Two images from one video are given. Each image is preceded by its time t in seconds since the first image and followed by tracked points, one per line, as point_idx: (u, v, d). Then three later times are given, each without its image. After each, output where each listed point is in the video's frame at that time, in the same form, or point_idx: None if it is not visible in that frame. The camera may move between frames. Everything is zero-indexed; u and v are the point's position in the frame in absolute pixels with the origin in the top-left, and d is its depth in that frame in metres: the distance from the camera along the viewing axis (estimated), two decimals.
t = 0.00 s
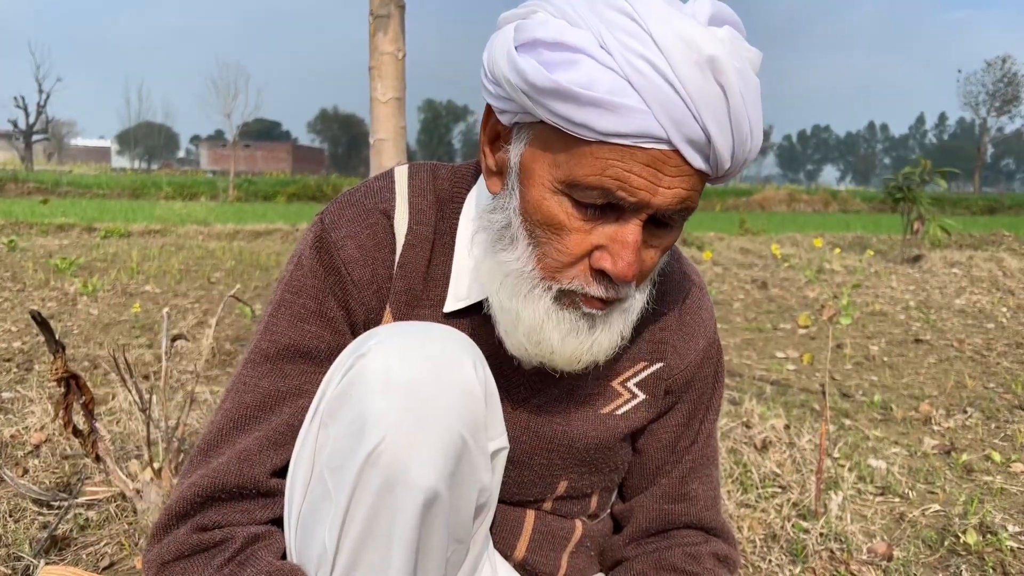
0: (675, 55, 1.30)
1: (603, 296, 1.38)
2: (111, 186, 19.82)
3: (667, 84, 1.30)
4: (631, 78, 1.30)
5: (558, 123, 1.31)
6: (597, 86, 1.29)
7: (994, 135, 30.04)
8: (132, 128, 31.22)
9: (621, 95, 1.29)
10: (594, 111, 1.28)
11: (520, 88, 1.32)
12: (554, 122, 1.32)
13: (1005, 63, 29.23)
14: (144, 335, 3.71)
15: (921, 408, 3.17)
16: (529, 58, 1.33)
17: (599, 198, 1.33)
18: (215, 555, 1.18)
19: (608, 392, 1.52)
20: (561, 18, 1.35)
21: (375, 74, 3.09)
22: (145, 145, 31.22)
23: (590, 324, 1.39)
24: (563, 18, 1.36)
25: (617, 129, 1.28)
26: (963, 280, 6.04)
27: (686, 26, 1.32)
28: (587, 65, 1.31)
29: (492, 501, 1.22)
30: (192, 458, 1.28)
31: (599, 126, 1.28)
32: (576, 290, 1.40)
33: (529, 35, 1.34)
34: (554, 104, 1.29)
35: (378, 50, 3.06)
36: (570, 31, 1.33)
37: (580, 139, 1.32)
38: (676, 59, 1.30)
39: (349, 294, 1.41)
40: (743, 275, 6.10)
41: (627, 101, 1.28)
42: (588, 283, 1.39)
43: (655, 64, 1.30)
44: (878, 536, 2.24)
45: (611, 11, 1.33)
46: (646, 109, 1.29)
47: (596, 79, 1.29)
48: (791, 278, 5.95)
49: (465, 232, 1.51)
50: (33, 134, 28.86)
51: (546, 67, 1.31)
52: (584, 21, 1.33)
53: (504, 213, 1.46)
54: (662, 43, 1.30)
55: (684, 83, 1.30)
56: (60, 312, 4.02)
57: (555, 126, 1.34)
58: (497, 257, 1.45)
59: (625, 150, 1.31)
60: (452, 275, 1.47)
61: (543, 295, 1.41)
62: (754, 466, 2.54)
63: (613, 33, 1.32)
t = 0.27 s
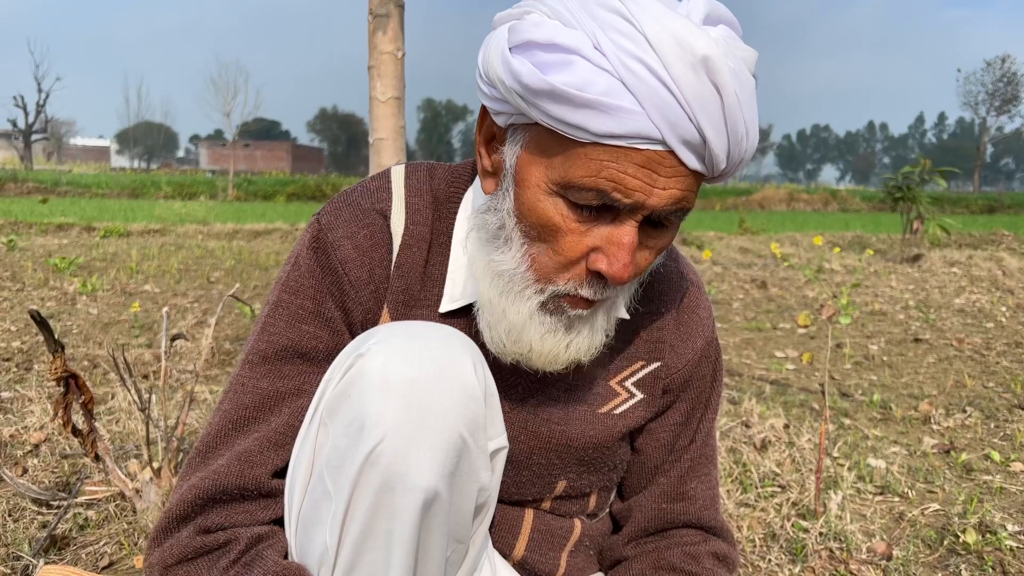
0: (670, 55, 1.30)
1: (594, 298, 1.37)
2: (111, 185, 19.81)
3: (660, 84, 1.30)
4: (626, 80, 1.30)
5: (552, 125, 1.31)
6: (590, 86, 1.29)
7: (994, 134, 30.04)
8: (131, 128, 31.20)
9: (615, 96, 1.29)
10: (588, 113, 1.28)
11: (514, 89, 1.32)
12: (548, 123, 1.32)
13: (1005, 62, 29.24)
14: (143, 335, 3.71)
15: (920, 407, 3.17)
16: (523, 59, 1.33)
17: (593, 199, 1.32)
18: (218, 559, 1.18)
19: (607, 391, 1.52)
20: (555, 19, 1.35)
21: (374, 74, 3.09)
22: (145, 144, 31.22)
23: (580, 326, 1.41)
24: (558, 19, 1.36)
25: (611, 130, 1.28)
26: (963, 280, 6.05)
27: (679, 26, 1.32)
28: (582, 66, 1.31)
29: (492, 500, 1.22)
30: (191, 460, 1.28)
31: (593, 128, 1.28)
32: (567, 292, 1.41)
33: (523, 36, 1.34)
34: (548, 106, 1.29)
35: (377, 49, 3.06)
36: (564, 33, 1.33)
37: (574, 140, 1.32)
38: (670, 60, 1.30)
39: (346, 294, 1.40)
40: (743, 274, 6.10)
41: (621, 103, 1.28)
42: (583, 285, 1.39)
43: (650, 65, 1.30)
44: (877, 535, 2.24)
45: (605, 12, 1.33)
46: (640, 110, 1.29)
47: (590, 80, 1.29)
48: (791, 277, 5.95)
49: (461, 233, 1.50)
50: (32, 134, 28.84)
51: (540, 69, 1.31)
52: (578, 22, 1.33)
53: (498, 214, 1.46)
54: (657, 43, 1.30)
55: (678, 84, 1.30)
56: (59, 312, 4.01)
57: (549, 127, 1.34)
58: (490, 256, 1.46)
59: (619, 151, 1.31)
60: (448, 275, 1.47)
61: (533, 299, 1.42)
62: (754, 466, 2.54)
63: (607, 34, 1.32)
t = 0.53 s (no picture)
0: (665, 55, 1.30)
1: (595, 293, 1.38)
2: (110, 184, 19.79)
3: (655, 84, 1.30)
4: (621, 80, 1.30)
5: (547, 125, 1.31)
6: (585, 87, 1.29)
7: (993, 134, 30.05)
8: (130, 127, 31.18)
9: (610, 97, 1.29)
10: (584, 114, 1.28)
11: (510, 90, 1.32)
12: (543, 124, 1.32)
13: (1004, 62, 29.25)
14: (142, 334, 3.70)
15: (919, 406, 3.17)
16: (518, 60, 1.33)
17: (589, 200, 1.33)
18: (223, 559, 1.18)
19: (605, 390, 1.52)
20: (550, 19, 1.35)
21: (373, 73, 3.09)
22: (144, 143, 31.21)
23: (586, 321, 1.40)
24: (552, 18, 1.35)
25: (607, 131, 1.28)
26: (962, 279, 6.05)
27: (674, 25, 1.31)
28: (577, 67, 1.31)
29: (492, 499, 1.22)
30: (190, 461, 1.28)
31: (589, 129, 1.28)
32: (568, 289, 1.41)
33: (518, 37, 1.34)
34: (543, 107, 1.29)
35: (376, 49, 3.06)
36: (559, 33, 1.32)
37: (569, 140, 1.32)
38: (665, 59, 1.30)
39: (344, 293, 1.40)
40: (742, 274, 6.10)
41: (616, 103, 1.28)
42: (582, 280, 1.40)
43: (645, 65, 1.30)
44: (876, 534, 2.24)
45: (600, 12, 1.33)
46: (635, 110, 1.29)
47: (585, 81, 1.29)
48: (790, 277, 5.95)
49: (459, 233, 1.51)
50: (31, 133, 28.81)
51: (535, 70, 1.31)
52: (573, 22, 1.33)
53: (497, 214, 1.47)
54: (652, 43, 1.30)
55: (673, 84, 1.30)
56: (58, 311, 4.01)
57: (544, 128, 1.34)
58: (488, 256, 1.45)
59: (615, 152, 1.31)
60: (444, 274, 1.47)
61: (540, 295, 1.42)
62: (752, 465, 2.54)
63: (602, 34, 1.31)
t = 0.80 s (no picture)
0: (665, 52, 1.30)
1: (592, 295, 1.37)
2: (108, 183, 19.76)
3: (656, 81, 1.30)
4: (621, 78, 1.30)
5: (548, 124, 1.31)
6: (585, 85, 1.29)
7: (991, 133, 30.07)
8: (129, 126, 31.14)
9: (611, 95, 1.29)
10: (585, 112, 1.28)
11: (510, 88, 1.32)
12: (543, 122, 1.32)
13: (1003, 62, 29.28)
14: (141, 333, 3.70)
15: (917, 406, 3.17)
16: (518, 58, 1.33)
17: (591, 197, 1.32)
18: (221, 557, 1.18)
19: (604, 389, 1.52)
20: (550, 17, 1.35)
21: (371, 71, 3.08)
22: (142, 142, 31.18)
23: (570, 325, 1.41)
24: (552, 17, 1.35)
25: (608, 129, 1.28)
26: (960, 279, 6.06)
27: (674, 22, 1.31)
28: (577, 65, 1.31)
29: (490, 499, 1.22)
30: (188, 459, 1.28)
31: (590, 127, 1.28)
32: (564, 288, 1.40)
33: (518, 35, 1.33)
34: (544, 105, 1.29)
35: (374, 47, 3.06)
36: (559, 31, 1.32)
37: (570, 138, 1.32)
38: (665, 57, 1.30)
39: (342, 292, 1.40)
40: (741, 273, 6.10)
41: (617, 101, 1.28)
42: (580, 281, 1.39)
43: (645, 62, 1.30)
44: (874, 533, 2.24)
45: (600, 9, 1.33)
46: (636, 107, 1.29)
47: (585, 78, 1.29)
48: (788, 276, 5.96)
49: (457, 232, 1.50)
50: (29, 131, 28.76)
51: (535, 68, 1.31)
52: (573, 20, 1.33)
53: (497, 213, 1.46)
54: (652, 40, 1.30)
55: (673, 81, 1.30)
56: (56, 310, 4.01)
57: (544, 126, 1.34)
58: (486, 255, 1.45)
59: (616, 150, 1.31)
60: (444, 273, 1.47)
61: (529, 297, 1.41)
62: (751, 464, 2.54)
63: (602, 32, 1.31)
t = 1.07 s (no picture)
0: (666, 52, 1.30)
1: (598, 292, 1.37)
2: (106, 182, 19.73)
3: (657, 81, 1.30)
4: (622, 77, 1.30)
5: (549, 124, 1.31)
6: (587, 85, 1.29)
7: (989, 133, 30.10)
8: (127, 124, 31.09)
9: (613, 94, 1.29)
10: (587, 112, 1.27)
11: (511, 89, 1.32)
12: (545, 122, 1.32)
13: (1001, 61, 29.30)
14: (139, 332, 3.70)
15: (916, 405, 3.18)
16: (519, 59, 1.33)
17: (593, 197, 1.32)
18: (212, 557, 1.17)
19: (603, 388, 1.53)
20: (550, 17, 1.35)
21: (370, 70, 3.08)
22: (140, 141, 31.14)
23: (587, 322, 1.40)
24: (552, 17, 1.35)
25: (610, 129, 1.28)
26: (958, 278, 6.06)
27: (674, 22, 1.31)
28: (578, 65, 1.31)
29: (488, 498, 1.22)
30: (185, 457, 1.27)
31: (591, 127, 1.28)
32: (568, 286, 1.40)
33: (518, 36, 1.33)
34: (545, 105, 1.29)
35: (373, 46, 3.06)
36: (560, 31, 1.32)
37: (572, 138, 1.32)
38: (666, 56, 1.30)
39: (341, 290, 1.40)
40: (739, 272, 6.11)
41: (619, 101, 1.28)
42: (582, 278, 1.39)
43: (646, 62, 1.30)
44: (872, 532, 2.25)
45: (600, 9, 1.33)
46: (637, 107, 1.29)
47: (587, 78, 1.29)
48: (786, 275, 5.96)
49: (458, 231, 1.50)
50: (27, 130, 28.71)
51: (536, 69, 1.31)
52: (573, 20, 1.33)
53: (498, 213, 1.46)
54: (652, 40, 1.30)
55: (674, 80, 1.30)
56: (54, 309, 4.00)
57: (546, 126, 1.33)
58: (490, 254, 1.45)
59: (617, 150, 1.31)
60: (444, 272, 1.46)
61: (535, 294, 1.41)
62: (749, 463, 2.55)
63: (603, 32, 1.31)
